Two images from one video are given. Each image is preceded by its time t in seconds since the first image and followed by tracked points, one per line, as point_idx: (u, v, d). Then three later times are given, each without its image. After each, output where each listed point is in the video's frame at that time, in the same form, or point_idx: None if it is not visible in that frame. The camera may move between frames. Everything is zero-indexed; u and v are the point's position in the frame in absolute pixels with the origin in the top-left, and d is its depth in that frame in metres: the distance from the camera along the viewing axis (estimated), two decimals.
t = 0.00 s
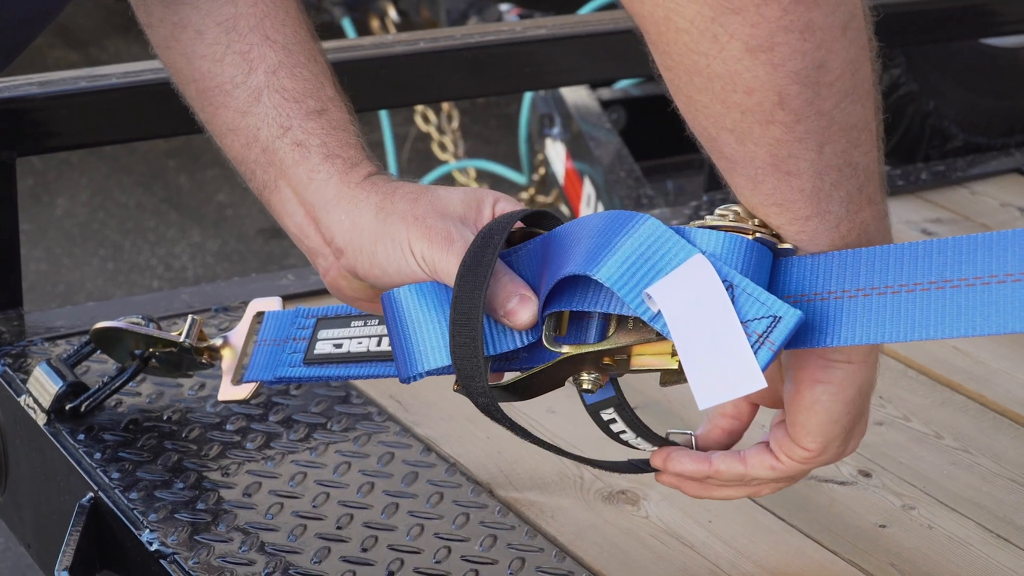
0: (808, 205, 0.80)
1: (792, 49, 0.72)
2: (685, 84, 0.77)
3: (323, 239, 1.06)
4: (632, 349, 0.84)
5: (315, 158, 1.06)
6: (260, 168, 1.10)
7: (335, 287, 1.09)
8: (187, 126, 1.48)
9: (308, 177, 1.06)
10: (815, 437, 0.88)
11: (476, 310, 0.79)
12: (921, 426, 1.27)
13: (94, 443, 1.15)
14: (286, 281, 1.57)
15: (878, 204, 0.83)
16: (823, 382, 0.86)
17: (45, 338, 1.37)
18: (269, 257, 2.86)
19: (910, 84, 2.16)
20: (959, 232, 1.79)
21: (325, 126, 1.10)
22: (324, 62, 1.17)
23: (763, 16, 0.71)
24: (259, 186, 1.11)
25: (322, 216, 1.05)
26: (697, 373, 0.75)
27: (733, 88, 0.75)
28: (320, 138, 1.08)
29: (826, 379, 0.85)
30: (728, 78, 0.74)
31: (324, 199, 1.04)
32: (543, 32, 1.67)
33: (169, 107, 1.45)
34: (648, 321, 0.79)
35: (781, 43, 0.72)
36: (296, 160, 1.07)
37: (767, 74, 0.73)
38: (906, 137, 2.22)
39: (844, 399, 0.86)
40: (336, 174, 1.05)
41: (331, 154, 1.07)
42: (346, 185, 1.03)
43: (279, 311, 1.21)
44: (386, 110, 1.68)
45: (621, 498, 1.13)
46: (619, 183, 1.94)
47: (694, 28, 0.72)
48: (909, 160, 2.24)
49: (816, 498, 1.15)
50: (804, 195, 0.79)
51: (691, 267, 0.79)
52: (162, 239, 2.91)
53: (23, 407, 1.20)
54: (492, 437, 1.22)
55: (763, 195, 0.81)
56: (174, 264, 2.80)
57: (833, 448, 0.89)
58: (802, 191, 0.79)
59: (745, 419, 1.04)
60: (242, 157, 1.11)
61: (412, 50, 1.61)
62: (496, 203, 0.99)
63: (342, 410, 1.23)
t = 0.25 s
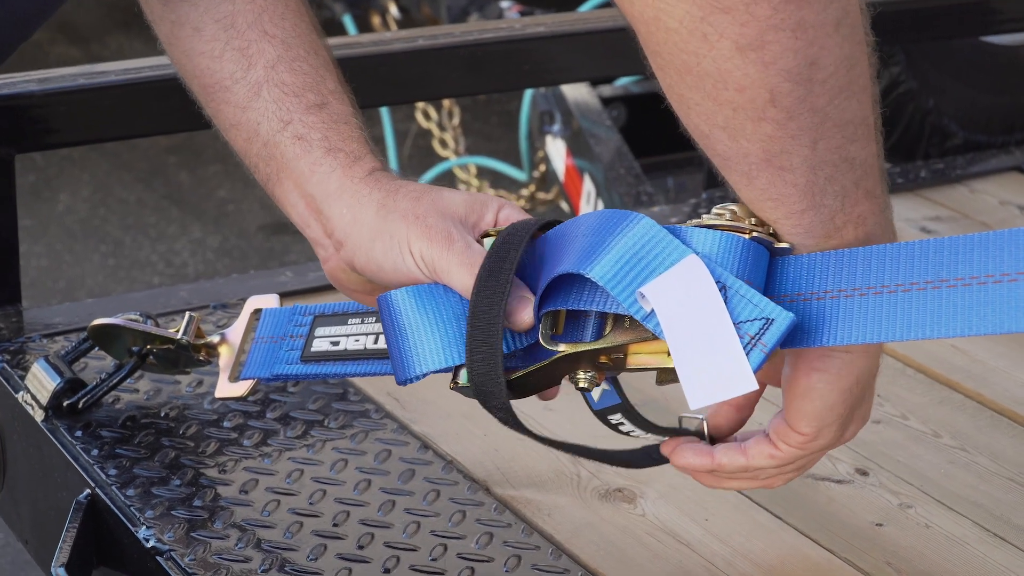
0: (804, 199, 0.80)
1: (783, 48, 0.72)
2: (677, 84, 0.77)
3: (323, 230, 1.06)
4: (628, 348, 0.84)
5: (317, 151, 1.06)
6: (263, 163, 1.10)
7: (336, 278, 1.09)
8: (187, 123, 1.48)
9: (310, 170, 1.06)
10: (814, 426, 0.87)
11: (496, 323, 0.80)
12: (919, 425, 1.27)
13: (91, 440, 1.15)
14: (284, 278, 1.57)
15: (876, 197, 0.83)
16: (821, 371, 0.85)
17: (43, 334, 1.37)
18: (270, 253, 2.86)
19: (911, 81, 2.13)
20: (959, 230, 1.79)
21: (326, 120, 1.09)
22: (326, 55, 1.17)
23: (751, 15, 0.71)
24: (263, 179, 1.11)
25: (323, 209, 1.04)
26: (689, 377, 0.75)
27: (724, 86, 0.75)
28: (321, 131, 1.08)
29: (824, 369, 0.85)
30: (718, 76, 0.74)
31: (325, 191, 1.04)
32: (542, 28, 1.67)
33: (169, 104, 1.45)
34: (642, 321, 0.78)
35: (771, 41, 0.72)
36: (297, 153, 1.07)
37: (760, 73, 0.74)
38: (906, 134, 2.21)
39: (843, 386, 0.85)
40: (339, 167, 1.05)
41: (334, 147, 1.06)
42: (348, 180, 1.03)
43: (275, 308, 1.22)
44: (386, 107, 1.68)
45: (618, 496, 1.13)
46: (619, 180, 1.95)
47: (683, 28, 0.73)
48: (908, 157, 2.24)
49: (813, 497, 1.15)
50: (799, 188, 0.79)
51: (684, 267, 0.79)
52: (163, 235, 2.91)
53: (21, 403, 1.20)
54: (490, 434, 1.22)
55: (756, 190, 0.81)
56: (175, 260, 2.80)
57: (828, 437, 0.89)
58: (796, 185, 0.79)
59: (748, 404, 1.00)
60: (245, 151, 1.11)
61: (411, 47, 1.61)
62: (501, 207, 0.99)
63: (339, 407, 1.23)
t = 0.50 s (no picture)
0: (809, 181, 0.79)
1: (772, 38, 0.71)
2: (670, 74, 0.77)
3: (322, 222, 1.06)
4: (624, 347, 0.85)
5: (318, 143, 1.06)
6: (264, 155, 1.10)
7: (333, 272, 1.09)
8: (186, 119, 1.48)
9: (311, 162, 1.06)
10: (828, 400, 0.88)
11: (511, 319, 0.79)
12: (916, 423, 1.27)
13: (88, 437, 1.15)
14: (283, 274, 1.57)
15: (889, 178, 0.81)
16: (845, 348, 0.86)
17: (41, 331, 1.37)
18: (271, 250, 2.86)
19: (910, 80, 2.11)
20: (959, 228, 1.79)
21: (328, 112, 1.09)
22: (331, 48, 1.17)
23: (736, 7, 0.70)
24: (264, 172, 1.11)
25: (323, 199, 1.04)
26: (684, 377, 0.75)
27: (714, 76, 0.74)
28: (323, 124, 1.08)
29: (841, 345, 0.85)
30: (709, 67, 0.74)
31: (326, 181, 1.04)
32: (541, 26, 1.67)
33: (169, 100, 1.45)
34: (635, 321, 0.79)
35: (758, 32, 0.71)
36: (299, 145, 1.07)
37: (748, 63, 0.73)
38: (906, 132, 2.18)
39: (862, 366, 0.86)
40: (341, 159, 1.05)
41: (335, 140, 1.06)
42: (349, 172, 1.03)
43: (272, 305, 1.23)
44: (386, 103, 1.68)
45: (614, 494, 1.13)
46: (619, 177, 1.95)
47: (668, 20, 0.72)
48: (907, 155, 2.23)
49: (811, 495, 1.15)
50: (801, 175, 0.79)
51: (679, 268, 0.79)
52: (165, 231, 2.91)
53: (19, 400, 1.21)
54: (487, 432, 1.22)
55: (759, 176, 0.80)
56: (176, 257, 2.80)
57: (840, 412, 0.89)
58: (797, 172, 0.79)
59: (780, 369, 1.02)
60: (247, 144, 1.11)
61: (411, 44, 1.61)
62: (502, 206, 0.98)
63: (336, 404, 1.23)
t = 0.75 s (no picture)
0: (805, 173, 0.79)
1: (773, 28, 0.70)
2: (669, 66, 0.76)
3: (315, 221, 1.05)
4: (620, 344, 0.85)
5: (313, 142, 1.06)
6: (258, 153, 1.10)
7: (328, 272, 1.09)
8: (183, 116, 1.47)
9: (305, 161, 1.06)
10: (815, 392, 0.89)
11: (517, 313, 0.79)
12: (914, 420, 1.27)
13: (84, 434, 1.15)
14: (281, 271, 1.57)
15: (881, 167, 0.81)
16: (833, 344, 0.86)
17: (38, 327, 1.37)
18: (271, 246, 2.86)
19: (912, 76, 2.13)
20: (959, 225, 1.78)
21: (323, 111, 1.09)
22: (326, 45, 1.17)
23: None
24: (258, 171, 1.11)
25: (317, 198, 1.04)
26: (677, 372, 0.76)
27: (714, 68, 0.73)
28: (318, 122, 1.08)
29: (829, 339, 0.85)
30: (709, 57, 0.73)
31: (320, 181, 1.04)
32: (540, 22, 1.66)
33: (166, 96, 1.44)
34: (630, 320, 0.79)
35: (761, 21, 0.70)
36: (294, 143, 1.07)
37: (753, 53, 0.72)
38: (906, 127, 2.19)
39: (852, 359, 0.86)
40: (335, 158, 1.05)
41: (330, 139, 1.06)
42: (343, 171, 1.03)
43: (268, 302, 1.23)
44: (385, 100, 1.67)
45: (611, 491, 1.13)
46: (619, 174, 1.95)
47: (669, 11, 0.71)
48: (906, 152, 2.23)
49: (808, 493, 1.15)
50: (798, 165, 0.79)
51: (674, 266, 0.79)
52: (166, 228, 2.90)
53: (15, 396, 1.20)
54: (484, 429, 1.22)
55: (755, 168, 0.80)
56: (177, 253, 2.80)
57: (829, 403, 0.90)
58: (795, 162, 0.78)
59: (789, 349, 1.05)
60: (241, 142, 1.11)
61: (408, 41, 1.60)
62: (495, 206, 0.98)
63: (333, 401, 1.23)
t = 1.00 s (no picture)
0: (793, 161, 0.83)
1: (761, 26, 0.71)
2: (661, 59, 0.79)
3: (316, 218, 1.05)
4: (618, 342, 0.85)
5: (314, 139, 1.06)
6: (258, 150, 1.09)
7: (328, 270, 1.09)
8: (183, 113, 1.47)
9: (306, 158, 1.06)
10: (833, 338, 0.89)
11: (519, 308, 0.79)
12: (914, 419, 1.26)
13: (83, 431, 1.15)
14: (281, 269, 1.57)
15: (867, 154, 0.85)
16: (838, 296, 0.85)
17: (38, 324, 1.37)
18: (273, 243, 2.85)
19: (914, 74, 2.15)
20: (960, 224, 1.78)
21: (324, 107, 1.09)
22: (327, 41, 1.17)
23: None
24: (258, 167, 1.11)
25: (318, 195, 1.04)
26: (677, 371, 0.75)
27: (704, 60, 0.77)
28: (319, 119, 1.08)
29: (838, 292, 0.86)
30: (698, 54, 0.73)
31: (321, 178, 1.04)
32: (541, 20, 1.66)
33: (166, 93, 1.44)
34: (630, 316, 0.78)
35: (749, 15, 0.73)
36: (294, 140, 1.07)
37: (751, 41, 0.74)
38: (908, 127, 2.21)
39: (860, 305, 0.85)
40: (336, 155, 1.05)
41: (330, 135, 1.06)
42: (344, 169, 1.03)
43: (267, 300, 1.22)
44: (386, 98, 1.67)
45: (610, 490, 1.13)
46: (621, 172, 1.94)
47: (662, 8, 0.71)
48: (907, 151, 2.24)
49: (808, 492, 1.15)
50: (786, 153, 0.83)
51: (672, 264, 0.79)
52: (168, 225, 2.90)
53: (14, 393, 1.20)
54: (484, 427, 1.21)
55: (744, 156, 0.84)
56: (179, 250, 2.79)
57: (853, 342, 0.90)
58: (784, 150, 0.82)
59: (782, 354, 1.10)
60: (241, 139, 1.10)
61: (409, 38, 1.60)
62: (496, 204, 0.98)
63: (332, 399, 1.23)
